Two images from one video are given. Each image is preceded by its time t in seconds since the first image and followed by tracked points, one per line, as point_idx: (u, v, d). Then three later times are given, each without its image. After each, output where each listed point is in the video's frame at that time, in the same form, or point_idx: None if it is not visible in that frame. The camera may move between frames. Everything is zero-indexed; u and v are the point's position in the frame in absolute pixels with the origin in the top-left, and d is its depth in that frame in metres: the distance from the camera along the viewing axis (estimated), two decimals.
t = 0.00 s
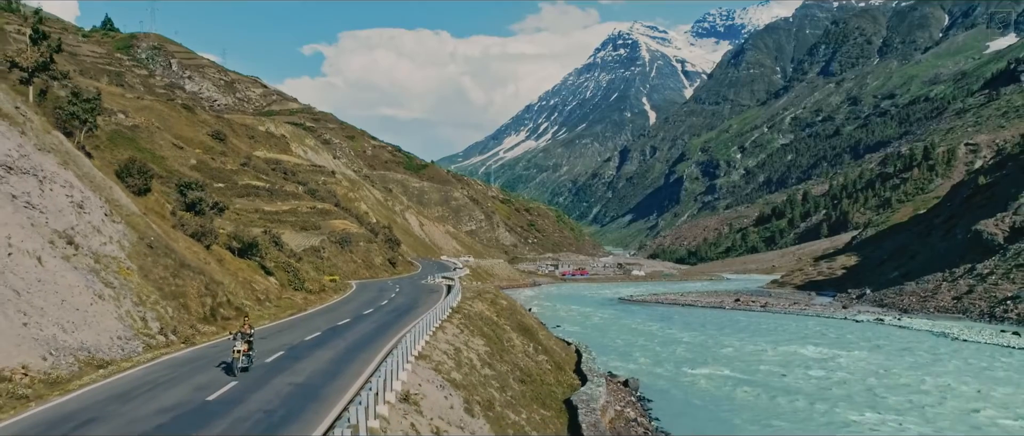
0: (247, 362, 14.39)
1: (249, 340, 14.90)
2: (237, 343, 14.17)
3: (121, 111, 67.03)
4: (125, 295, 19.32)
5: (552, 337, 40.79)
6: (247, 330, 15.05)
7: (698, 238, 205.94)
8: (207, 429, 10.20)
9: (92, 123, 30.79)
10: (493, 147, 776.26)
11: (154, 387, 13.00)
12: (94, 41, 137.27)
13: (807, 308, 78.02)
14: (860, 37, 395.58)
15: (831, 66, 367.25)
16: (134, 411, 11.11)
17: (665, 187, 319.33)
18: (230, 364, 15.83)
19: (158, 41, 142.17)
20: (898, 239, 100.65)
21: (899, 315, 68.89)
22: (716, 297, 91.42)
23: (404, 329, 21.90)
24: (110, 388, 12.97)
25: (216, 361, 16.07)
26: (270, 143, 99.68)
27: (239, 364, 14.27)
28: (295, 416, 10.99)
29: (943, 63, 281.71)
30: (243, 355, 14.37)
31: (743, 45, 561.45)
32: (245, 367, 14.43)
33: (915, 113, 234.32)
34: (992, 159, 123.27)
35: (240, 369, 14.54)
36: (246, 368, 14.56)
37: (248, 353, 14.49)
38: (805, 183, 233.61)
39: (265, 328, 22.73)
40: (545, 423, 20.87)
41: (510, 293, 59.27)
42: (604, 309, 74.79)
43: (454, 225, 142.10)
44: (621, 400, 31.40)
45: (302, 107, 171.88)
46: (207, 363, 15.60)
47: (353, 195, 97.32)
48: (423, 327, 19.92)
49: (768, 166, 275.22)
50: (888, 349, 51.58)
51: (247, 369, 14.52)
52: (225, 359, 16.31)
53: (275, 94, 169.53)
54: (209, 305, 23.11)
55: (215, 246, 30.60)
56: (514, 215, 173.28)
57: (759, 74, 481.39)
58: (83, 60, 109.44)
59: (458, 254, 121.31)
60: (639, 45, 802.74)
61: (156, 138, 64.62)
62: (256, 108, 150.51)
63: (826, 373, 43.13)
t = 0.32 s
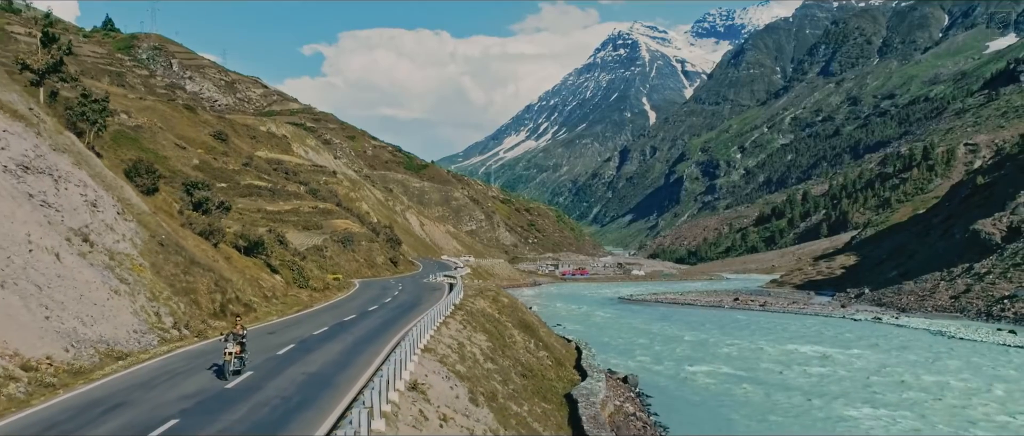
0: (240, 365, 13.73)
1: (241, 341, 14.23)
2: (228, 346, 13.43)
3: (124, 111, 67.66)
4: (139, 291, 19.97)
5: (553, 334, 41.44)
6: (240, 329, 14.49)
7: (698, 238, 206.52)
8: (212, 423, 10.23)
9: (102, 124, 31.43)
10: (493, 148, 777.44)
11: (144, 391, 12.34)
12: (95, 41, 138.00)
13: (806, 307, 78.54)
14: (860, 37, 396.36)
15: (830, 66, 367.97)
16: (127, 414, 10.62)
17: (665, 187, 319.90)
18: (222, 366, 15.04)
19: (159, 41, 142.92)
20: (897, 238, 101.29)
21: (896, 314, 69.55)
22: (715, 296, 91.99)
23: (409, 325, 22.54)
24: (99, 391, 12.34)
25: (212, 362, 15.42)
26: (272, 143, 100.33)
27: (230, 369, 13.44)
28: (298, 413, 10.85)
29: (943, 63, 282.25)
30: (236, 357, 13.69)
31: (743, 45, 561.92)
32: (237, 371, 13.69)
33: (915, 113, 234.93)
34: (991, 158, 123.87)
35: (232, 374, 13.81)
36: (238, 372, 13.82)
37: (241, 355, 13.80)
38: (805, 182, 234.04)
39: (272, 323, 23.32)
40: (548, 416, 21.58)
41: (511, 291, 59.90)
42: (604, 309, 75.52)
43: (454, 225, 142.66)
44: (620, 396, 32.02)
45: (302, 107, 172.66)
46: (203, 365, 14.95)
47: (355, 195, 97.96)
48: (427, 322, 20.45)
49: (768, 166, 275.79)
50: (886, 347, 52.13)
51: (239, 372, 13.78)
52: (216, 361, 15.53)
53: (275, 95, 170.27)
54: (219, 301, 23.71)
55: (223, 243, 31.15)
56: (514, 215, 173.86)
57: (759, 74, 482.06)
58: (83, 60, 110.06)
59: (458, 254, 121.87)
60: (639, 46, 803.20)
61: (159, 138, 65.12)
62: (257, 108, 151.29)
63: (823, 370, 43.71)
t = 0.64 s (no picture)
0: (236, 368, 13.04)
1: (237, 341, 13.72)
2: (224, 346, 12.86)
3: (128, 112, 68.35)
4: (156, 287, 20.68)
5: (555, 331, 42.05)
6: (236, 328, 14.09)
7: (698, 238, 207.22)
8: (231, 414, 10.44)
9: (114, 124, 32.16)
10: (493, 147, 778.58)
11: (140, 393, 11.72)
12: (97, 41, 138.73)
13: (805, 306, 79.11)
14: (860, 37, 396.78)
15: (830, 66, 368.74)
16: (122, 417, 10.11)
17: (665, 187, 320.58)
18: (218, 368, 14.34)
19: (159, 41, 143.65)
20: (896, 238, 102.03)
21: (895, 313, 70.08)
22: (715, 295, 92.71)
23: (415, 320, 23.22)
24: (93, 393, 11.74)
25: (212, 362, 14.87)
26: (274, 143, 101.08)
27: (225, 373, 12.82)
28: (306, 411, 10.68)
29: (943, 63, 282.76)
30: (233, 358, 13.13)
31: (743, 45, 562.48)
32: (234, 373, 13.10)
33: (915, 113, 235.35)
34: (991, 158, 124.62)
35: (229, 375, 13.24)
36: (235, 374, 13.24)
37: (239, 356, 13.21)
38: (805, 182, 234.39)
39: (281, 319, 23.94)
40: (550, 408, 22.27)
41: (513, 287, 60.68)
42: (604, 308, 76.19)
43: (455, 225, 143.32)
44: (621, 391, 32.68)
45: (303, 107, 173.41)
46: (201, 366, 14.47)
47: (357, 194, 98.69)
48: (433, 316, 21.03)
49: (768, 166, 276.43)
50: (883, 345, 52.83)
51: (237, 374, 13.20)
52: (221, 359, 15.38)
53: (276, 95, 171.08)
54: (231, 297, 24.42)
55: (231, 242, 31.86)
56: (515, 215, 174.53)
57: (759, 74, 482.94)
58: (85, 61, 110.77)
59: (459, 253, 122.50)
60: (639, 45, 803.71)
61: (163, 137, 65.83)
62: (258, 108, 152.03)
63: (821, 367, 44.41)
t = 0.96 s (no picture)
0: (238, 370, 12.50)
1: (237, 343, 13.09)
2: (224, 349, 12.24)
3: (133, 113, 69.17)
4: (174, 283, 21.45)
5: (557, 329, 42.77)
6: (236, 327, 13.53)
7: (697, 238, 208.10)
8: (261, 398, 11.15)
9: (126, 126, 32.97)
10: (493, 147, 779.43)
11: (138, 398, 11.02)
12: (98, 42, 139.55)
13: (804, 305, 79.82)
14: (860, 37, 397.97)
15: (830, 66, 369.64)
16: (126, 422, 9.59)
17: (665, 187, 321.44)
18: (217, 371, 13.68)
19: (160, 42, 144.35)
20: (895, 237, 102.85)
21: (893, 312, 70.78)
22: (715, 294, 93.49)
23: (423, 316, 23.96)
24: (89, 398, 11.10)
25: (213, 363, 14.33)
26: (277, 144, 101.87)
27: (226, 376, 12.18)
28: (321, 409, 10.41)
29: (943, 63, 283.57)
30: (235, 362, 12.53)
31: (743, 45, 563.45)
32: (236, 376, 12.48)
33: (915, 113, 236.26)
34: (989, 158, 125.35)
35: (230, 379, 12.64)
36: (237, 378, 12.66)
37: (241, 360, 12.64)
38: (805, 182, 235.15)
39: (292, 315, 24.69)
40: (553, 401, 23.09)
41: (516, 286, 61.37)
42: (605, 307, 76.98)
43: (455, 224, 144.10)
44: (622, 386, 33.41)
45: (304, 107, 174.33)
46: (203, 367, 13.93)
47: (358, 194, 99.50)
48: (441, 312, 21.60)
49: (768, 166, 277.28)
50: (879, 343, 53.68)
51: (238, 377, 12.62)
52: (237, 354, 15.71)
53: (277, 95, 171.91)
54: (245, 293, 25.19)
55: (241, 241, 32.62)
56: (515, 215, 175.42)
57: (759, 74, 484.05)
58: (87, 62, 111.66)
59: (460, 253, 123.26)
60: (639, 46, 804.92)
61: (167, 138, 66.61)
62: (259, 108, 152.70)
63: (818, 364, 45.19)
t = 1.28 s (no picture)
0: (246, 373, 12.22)
1: (244, 345, 12.81)
2: (232, 351, 11.93)
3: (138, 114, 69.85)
4: (194, 279, 22.32)
5: (561, 327, 43.53)
6: (243, 326, 13.29)
7: (698, 238, 208.97)
8: (291, 386, 11.86)
9: (141, 128, 33.81)
10: (493, 147, 780.89)
11: (147, 401, 10.72)
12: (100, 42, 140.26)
13: (803, 305, 80.61)
14: (860, 37, 398.76)
15: (830, 66, 370.53)
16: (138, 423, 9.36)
17: (665, 187, 322.35)
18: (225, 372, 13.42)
19: (161, 42, 145.15)
20: (894, 237, 103.69)
21: (891, 311, 71.52)
22: (714, 294, 94.47)
23: (432, 312, 24.87)
24: (98, 401, 10.78)
25: (223, 363, 14.13)
26: (280, 144, 102.64)
27: (234, 380, 11.85)
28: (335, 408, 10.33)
29: (943, 63, 284.38)
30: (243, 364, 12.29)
31: (743, 45, 564.29)
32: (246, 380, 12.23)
33: (915, 113, 236.95)
34: (989, 159, 126.13)
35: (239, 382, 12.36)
36: (244, 381, 12.37)
37: (249, 361, 12.38)
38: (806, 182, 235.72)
39: (306, 311, 25.54)
40: (559, 393, 23.98)
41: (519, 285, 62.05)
42: (606, 306, 77.75)
43: (456, 224, 144.94)
44: (624, 382, 34.21)
45: (305, 107, 175.16)
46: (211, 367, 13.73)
47: (361, 194, 100.27)
48: (450, 309, 22.32)
49: (768, 166, 278.11)
50: (877, 341, 54.47)
51: (246, 380, 12.33)
52: (261, 345, 16.52)
53: (278, 95, 172.75)
54: (260, 290, 26.08)
55: (252, 239, 33.45)
56: (515, 215, 176.30)
57: (759, 74, 484.92)
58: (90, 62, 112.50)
59: (461, 253, 124.04)
60: (640, 46, 805.86)
61: (172, 138, 67.33)
62: (260, 109, 153.39)
63: (817, 361, 46.08)
